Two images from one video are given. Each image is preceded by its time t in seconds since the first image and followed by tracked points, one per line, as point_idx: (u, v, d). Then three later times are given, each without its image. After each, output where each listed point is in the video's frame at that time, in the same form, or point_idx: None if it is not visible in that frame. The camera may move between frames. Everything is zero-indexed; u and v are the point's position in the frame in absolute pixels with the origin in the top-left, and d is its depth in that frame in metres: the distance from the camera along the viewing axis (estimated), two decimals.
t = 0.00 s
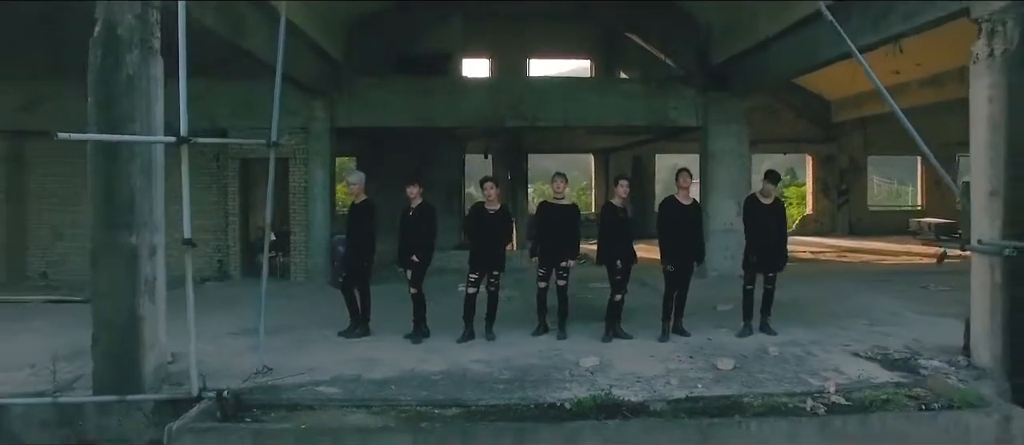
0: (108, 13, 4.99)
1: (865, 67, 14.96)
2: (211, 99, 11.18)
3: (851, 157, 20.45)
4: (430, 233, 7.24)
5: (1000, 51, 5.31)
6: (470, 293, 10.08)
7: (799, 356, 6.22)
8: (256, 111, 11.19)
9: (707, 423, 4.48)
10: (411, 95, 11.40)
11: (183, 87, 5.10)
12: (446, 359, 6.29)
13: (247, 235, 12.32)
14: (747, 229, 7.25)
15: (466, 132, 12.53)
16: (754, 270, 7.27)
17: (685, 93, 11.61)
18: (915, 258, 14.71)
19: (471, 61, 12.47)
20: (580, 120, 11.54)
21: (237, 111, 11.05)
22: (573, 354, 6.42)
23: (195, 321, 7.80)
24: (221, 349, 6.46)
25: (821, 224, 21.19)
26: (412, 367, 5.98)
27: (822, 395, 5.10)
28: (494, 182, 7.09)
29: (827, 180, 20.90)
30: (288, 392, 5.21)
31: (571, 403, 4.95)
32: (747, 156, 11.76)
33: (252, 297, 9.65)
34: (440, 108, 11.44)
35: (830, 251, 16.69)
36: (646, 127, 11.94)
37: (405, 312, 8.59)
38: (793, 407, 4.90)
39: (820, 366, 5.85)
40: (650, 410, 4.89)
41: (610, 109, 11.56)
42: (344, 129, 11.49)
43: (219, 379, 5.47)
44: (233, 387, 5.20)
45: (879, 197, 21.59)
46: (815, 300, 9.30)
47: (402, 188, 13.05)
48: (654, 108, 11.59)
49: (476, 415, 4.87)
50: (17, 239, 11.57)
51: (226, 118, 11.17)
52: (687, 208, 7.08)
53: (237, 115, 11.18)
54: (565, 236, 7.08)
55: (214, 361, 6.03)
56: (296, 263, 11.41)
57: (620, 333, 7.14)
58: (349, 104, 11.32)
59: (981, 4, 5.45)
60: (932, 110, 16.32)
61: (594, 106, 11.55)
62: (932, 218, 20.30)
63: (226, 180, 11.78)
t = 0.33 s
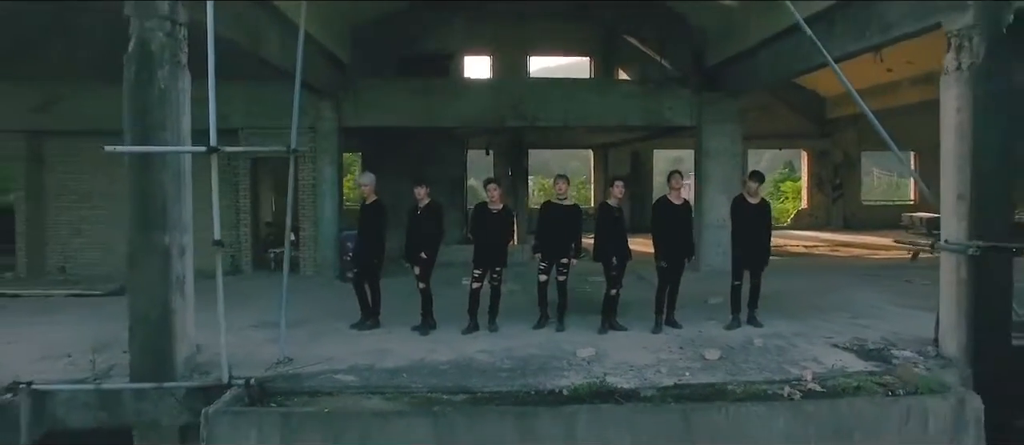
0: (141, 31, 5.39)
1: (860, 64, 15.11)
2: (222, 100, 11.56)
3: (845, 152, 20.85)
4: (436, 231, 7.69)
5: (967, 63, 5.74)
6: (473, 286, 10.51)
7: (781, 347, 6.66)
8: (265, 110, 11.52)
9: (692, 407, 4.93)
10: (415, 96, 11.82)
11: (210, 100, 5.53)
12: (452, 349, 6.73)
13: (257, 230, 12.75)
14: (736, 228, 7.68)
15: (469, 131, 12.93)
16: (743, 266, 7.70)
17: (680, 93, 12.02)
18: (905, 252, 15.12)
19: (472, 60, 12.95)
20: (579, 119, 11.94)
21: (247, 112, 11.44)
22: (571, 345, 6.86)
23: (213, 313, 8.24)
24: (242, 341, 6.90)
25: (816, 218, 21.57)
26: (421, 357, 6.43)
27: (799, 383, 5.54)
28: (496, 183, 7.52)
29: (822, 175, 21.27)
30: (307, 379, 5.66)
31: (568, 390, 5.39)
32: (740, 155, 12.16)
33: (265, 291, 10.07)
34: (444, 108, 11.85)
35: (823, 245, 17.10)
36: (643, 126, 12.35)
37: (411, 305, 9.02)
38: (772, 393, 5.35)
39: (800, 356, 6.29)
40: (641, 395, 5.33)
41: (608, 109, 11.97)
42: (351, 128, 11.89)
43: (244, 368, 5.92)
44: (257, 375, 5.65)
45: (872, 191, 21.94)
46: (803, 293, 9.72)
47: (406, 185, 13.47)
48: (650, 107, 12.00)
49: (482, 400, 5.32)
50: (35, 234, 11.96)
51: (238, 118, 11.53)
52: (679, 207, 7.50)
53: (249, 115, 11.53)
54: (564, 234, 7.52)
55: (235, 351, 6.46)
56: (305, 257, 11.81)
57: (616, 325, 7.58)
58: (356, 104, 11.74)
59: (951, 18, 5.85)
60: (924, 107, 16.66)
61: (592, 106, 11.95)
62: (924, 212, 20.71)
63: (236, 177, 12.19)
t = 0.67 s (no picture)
0: (172, 47, 5.83)
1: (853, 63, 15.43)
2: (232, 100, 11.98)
3: (839, 148, 21.31)
4: (442, 229, 8.17)
5: (938, 75, 6.18)
6: (476, 280, 10.98)
7: (765, 337, 7.15)
8: (277, 108, 11.74)
9: (680, 391, 5.42)
10: (420, 96, 12.27)
11: (235, 110, 5.97)
12: (459, 340, 7.21)
13: (267, 225, 13.20)
14: (726, 226, 8.16)
15: (471, 130, 13.38)
16: (732, 261, 8.17)
17: (676, 95, 12.43)
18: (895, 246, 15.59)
19: (476, 58, 12.90)
20: (579, 119, 12.38)
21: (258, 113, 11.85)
22: (570, 336, 7.35)
23: (232, 304, 8.74)
24: (261, 331, 7.38)
25: (810, 212, 21.99)
26: (430, 346, 6.92)
27: (779, 370, 6.04)
28: (498, 183, 7.99)
29: (817, 170, 21.70)
30: (327, 367, 6.15)
31: (567, 376, 5.89)
32: (733, 153, 12.62)
33: (278, 284, 10.54)
34: (448, 109, 12.31)
35: (816, 239, 17.57)
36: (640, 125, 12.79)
37: (419, 298, 9.49)
38: (753, 378, 5.85)
39: (783, 346, 6.78)
40: (634, 381, 5.82)
41: (606, 109, 12.41)
42: (358, 127, 12.32)
43: (268, 356, 6.41)
44: (282, 363, 6.15)
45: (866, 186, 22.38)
46: (792, 287, 10.20)
47: (411, 182, 13.92)
48: (646, 108, 12.45)
49: (488, 386, 5.82)
50: (54, 230, 12.43)
51: (252, 116, 11.68)
52: (671, 206, 7.98)
53: (262, 115, 11.75)
54: (563, 232, 7.98)
55: (257, 340, 6.94)
56: (315, 252, 12.16)
57: (612, 317, 8.07)
58: (363, 105, 12.18)
59: (926, 33, 6.29)
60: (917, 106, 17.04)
61: (591, 106, 12.40)
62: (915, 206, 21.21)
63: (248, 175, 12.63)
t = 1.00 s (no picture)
0: (205, 61, 6.38)
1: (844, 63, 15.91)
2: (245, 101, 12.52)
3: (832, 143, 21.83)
4: (450, 226, 8.76)
5: (906, 87, 6.75)
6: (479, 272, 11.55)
7: (749, 326, 7.73)
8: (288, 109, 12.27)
9: (666, 374, 6.03)
10: (426, 97, 12.81)
11: (262, 119, 6.52)
12: (466, 329, 7.79)
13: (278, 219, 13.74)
14: (715, 222, 8.73)
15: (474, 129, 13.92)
16: (720, 255, 8.77)
17: (671, 95, 12.95)
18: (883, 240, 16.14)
19: (476, 54, 14.29)
20: (578, 118, 12.93)
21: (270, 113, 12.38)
22: (568, 325, 7.95)
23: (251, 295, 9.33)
24: (282, 320, 7.97)
25: (805, 206, 22.50)
26: (440, 335, 7.51)
27: (757, 356, 6.64)
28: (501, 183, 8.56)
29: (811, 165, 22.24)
30: (347, 353, 6.75)
31: (565, 361, 6.48)
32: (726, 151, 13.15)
33: (292, 275, 11.10)
34: (452, 109, 12.85)
35: (808, 233, 18.13)
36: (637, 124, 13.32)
37: (427, 289, 10.06)
38: (733, 362, 6.45)
39: (763, 334, 7.37)
40: (625, 365, 6.42)
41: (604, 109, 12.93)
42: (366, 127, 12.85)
43: (292, 343, 7.00)
44: (305, 349, 6.75)
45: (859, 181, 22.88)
46: (779, 279, 10.76)
47: (417, 178, 14.47)
48: (642, 108, 12.97)
49: (493, 370, 6.43)
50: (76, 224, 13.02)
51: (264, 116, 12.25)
52: (663, 205, 8.56)
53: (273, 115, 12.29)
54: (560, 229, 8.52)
55: (278, 328, 7.53)
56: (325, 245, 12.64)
57: (607, 308, 8.66)
58: (371, 106, 12.71)
59: (896, 47, 6.82)
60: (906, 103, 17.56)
61: (589, 106, 12.93)
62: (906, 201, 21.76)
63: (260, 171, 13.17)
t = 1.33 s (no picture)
0: (228, 72, 6.87)
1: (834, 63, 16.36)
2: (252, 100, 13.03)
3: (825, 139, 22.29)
4: (453, 223, 9.30)
5: (879, 95, 7.27)
6: (481, 265, 12.07)
7: (733, 317, 8.28)
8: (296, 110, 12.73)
9: (653, 360, 6.59)
10: (428, 97, 13.26)
11: (281, 125, 7.01)
12: (469, 320, 8.31)
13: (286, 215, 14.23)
14: (704, 219, 9.26)
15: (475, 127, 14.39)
16: (709, 250, 9.31)
17: (664, 94, 13.41)
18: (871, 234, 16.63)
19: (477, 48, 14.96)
20: (576, 117, 13.43)
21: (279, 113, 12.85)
22: (565, 316, 8.49)
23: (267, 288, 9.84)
24: (297, 311, 8.49)
25: (797, 200, 23.03)
26: (445, 325, 8.04)
27: (739, 344, 7.19)
28: (502, 182, 9.09)
29: (803, 160, 22.75)
30: (359, 341, 7.27)
31: (561, 349, 7.02)
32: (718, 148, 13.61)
33: (301, 267, 11.58)
34: (453, 108, 13.32)
35: (799, 227, 18.65)
36: (632, 122, 13.78)
37: (431, 282, 10.58)
38: (716, 350, 7.00)
39: (747, 324, 7.90)
40: (616, 352, 6.97)
41: (601, 108, 13.40)
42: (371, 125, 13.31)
43: (307, 333, 7.51)
44: (320, 338, 7.27)
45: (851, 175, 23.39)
46: (765, 272, 11.27)
47: (419, 174, 14.97)
48: (638, 107, 13.42)
49: (495, 356, 6.97)
50: (92, 219, 13.52)
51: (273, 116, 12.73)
52: (655, 204, 9.08)
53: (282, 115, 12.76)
54: (558, 226, 9.04)
55: (294, 319, 8.06)
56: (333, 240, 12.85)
57: (602, 300, 9.20)
58: (376, 106, 13.15)
59: (870, 58, 7.33)
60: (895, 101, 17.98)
61: (587, 105, 13.40)
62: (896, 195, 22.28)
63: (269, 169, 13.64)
